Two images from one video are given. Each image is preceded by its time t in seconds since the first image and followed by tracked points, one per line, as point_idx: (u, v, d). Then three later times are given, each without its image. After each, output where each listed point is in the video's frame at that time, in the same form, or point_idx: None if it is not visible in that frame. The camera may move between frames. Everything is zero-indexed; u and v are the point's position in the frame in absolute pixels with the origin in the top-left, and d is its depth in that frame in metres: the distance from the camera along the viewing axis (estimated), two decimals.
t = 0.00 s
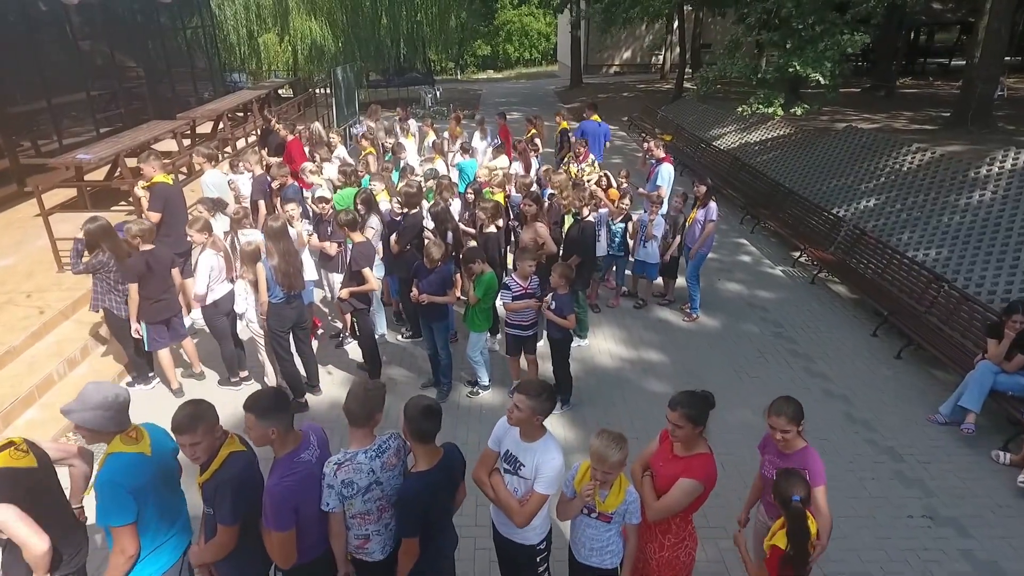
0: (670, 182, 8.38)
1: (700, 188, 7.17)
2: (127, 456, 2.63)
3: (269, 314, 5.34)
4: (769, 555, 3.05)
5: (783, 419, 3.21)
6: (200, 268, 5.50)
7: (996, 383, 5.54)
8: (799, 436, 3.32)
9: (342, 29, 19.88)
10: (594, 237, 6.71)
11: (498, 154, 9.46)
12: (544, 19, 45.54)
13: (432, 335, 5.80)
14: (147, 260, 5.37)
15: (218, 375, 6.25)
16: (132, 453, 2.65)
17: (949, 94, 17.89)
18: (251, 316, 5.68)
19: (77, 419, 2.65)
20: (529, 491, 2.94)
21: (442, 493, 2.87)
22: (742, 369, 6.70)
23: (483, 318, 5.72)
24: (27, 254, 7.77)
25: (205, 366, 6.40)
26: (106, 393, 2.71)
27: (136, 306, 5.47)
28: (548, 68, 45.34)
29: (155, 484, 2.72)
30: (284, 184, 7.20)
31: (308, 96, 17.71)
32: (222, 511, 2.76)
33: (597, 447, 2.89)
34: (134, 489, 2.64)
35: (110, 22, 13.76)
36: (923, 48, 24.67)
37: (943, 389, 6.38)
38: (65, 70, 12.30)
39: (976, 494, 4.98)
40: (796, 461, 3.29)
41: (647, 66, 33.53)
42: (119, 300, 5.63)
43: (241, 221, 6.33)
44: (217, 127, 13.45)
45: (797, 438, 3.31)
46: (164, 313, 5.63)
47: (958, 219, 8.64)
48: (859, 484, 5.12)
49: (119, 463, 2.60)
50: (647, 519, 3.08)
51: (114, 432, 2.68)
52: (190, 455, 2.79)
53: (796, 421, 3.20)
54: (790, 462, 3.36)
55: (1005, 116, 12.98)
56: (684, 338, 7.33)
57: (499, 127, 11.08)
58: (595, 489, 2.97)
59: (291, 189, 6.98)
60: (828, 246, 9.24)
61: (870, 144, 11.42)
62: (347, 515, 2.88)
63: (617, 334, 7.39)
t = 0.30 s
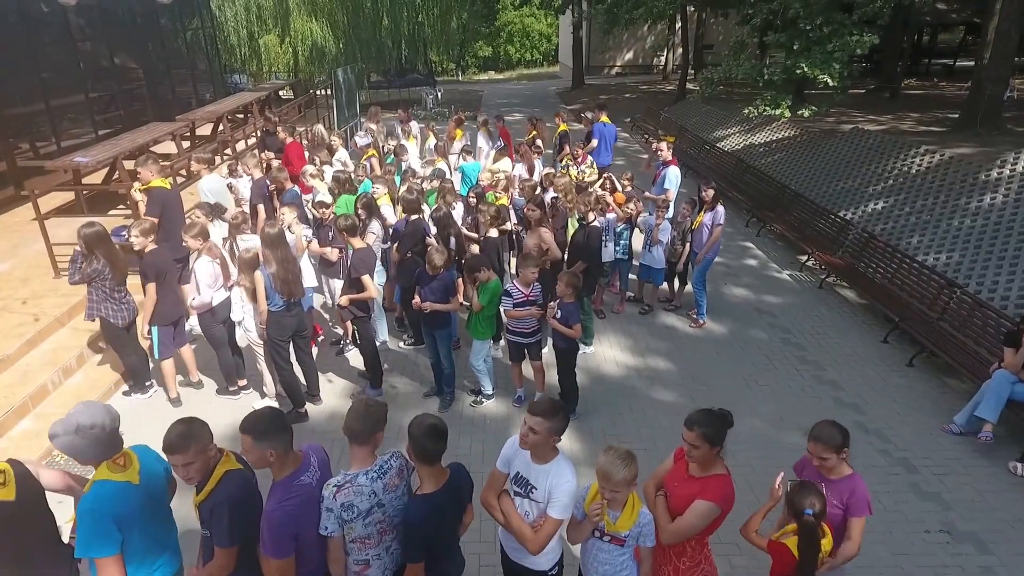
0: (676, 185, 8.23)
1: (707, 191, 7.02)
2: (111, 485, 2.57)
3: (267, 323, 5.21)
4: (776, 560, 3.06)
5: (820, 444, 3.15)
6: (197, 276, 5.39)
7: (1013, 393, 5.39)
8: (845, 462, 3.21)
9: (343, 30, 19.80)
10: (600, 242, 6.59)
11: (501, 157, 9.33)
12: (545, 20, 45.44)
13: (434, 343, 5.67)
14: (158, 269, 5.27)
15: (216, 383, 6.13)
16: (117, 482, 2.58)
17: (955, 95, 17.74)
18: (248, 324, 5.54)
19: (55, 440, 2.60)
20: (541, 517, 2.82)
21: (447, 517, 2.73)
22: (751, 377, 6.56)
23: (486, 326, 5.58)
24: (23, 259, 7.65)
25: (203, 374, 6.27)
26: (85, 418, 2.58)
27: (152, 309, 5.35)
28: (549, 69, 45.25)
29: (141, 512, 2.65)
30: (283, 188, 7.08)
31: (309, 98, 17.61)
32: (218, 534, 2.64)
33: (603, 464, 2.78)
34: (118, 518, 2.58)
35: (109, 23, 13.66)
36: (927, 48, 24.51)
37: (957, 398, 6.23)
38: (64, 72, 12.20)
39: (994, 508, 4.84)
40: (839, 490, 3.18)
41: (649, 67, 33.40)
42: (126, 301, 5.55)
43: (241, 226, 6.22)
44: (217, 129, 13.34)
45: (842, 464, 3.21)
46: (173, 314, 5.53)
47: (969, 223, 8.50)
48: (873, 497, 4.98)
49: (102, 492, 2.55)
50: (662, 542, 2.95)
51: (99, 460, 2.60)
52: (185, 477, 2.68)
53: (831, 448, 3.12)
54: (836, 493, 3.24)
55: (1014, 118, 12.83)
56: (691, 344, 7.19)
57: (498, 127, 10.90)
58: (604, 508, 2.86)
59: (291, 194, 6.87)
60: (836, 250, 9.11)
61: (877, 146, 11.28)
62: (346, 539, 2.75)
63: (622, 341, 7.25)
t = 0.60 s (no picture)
0: (683, 188, 8.09)
1: (714, 195, 6.88)
2: (95, 514, 2.57)
3: (265, 332, 5.09)
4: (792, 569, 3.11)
5: (864, 472, 3.05)
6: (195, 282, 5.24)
7: None
8: (895, 497, 3.09)
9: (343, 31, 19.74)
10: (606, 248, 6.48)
11: (503, 160, 9.20)
12: (546, 21, 45.41)
13: (438, 351, 5.54)
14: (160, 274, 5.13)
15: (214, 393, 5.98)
16: (101, 511, 2.59)
17: (960, 96, 17.61)
18: (247, 333, 5.41)
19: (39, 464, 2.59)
20: (559, 544, 2.74)
21: (454, 544, 2.60)
22: (761, 385, 6.42)
23: (490, 335, 5.45)
24: (17, 265, 7.51)
25: (201, 384, 6.12)
26: (67, 444, 2.56)
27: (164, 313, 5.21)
28: (550, 70, 45.16)
29: (124, 545, 2.62)
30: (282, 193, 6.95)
31: (309, 100, 17.50)
32: (216, 562, 2.53)
33: (617, 485, 2.64)
34: (100, 551, 2.55)
35: (108, 24, 13.53)
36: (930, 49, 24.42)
37: (972, 407, 6.10)
38: (62, 74, 12.10)
39: (1015, 523, 4.69)
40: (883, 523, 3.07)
41: (650, 68, 33.31)
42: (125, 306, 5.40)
43: (239, 231, 6.11)
44: (216, 132, 13.21)
45: (893, 498, 3.09)
46: (178, 318, 5.38)
47: (980, 227, 8.36)
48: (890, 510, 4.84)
49: (87, 522, 2.55)
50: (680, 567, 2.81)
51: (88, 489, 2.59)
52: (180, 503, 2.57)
53: (877, 478, 3.02)
54: (879, 527, 3.13)
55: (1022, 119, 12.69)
56: (699, 352, 7.05)
57: (500, 129, 10.74)
58: (619, 533, 2.72)
59: (291, 199, 6.77)
60: (844, 253, 8.97)
61: (884, 149, 11.16)
62: (349, 568, 2.61)
63: (628, 348, 7.12)
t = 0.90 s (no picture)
0: (689, 192, 7.94)
1: (723, 199, 6.73)
2: (84, 547, 2.52)
3: (263, 342, 4.96)
4: None
5: (902, 491, 3.07)
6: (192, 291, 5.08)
7: None
8: (933, 526, 3.10)
9: (343, 33, 19.64)
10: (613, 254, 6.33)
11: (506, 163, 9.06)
12: (546, 23, 45.33)
13: (441, 362, 5.39)
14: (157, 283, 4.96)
15: (213, 403, 5.83)
16: (89, 545, 2.53)
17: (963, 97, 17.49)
18: (245, 344, 5.27)
19: (29, 487, 2.61)
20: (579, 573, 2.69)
21: None
22: (771, 395, 6.27)
23: (494, 344, 5.30)
24: (10, 273, 7.35)
25: (198, 394, 5.97)
26: (60, 474, 2.59)
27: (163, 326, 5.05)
28: (549, 72, 45.00)
29: None
30: (281, 198, 6.84)
31: (309, 103, 17.34)
32: None
33: (635, 511, 2.50)
34: None
35: (104, 26, 13.36)
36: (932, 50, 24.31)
37: (988, 416, 5.95)
38: (58, 77, 11.96)
39: None
40: (917, 548, 3.06)
41: (650, 70, 33.18)
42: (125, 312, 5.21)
43: (237, 239, 5.99)
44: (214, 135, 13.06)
45: (929, 527, 3.10)
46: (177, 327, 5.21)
47: (990, 230, 8.22)
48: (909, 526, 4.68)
49: (75, 556, 2.50)
50: None
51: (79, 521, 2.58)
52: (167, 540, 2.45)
53: (915, 500, 3.02)
54: (913, 553, 3.13)
55: None
56: (707, 360, 6.91)
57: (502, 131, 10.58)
58: (637, 562, 2.60)
59: (288, 204, 6.63)
60: (852, 257, 8.84)
61: (890, 150, 11.03)
62: None
63: (635, 356, 6.98)
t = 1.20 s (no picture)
0: (695, 197, 7.72)
1: (734, 203, 6.65)
2: None
3: (261, 354, 4.82)
4: None
5: (930, 508, 2.93)
6: (189, 302, 4.93)
7: None
8: (956, 552, 2.94)
9: (341, 35, 19.52)
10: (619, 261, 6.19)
11: (508, 167, 8.91)
12: (545, 25, 45.26)
13: (444, 373, 5.25)
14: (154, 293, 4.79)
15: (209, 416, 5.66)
16: None
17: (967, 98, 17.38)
18: (241, 356, 5.11)
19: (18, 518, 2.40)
20: None
21: None
22: (782, 404, 6.12)
23: (499, 354, 5.15)
24: (2, 282, 7.19)
25: (194, 407, 5.79)
26: (57, 507, 2.40)
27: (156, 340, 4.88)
28: (548, 73, 44.87)
29: None
30: (281, 203, 6.72)
31: (307, 105, 17.19)
32: None
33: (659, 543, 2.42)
34: None
35: (99, 28, 13.21)
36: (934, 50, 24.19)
37: (1005, 426, 5.80)
38: (52, 80, 11.80)
39: None
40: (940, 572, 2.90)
41: (650, 71, 33.06)
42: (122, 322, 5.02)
43: (235, 246, 5.85)
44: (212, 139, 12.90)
45: (954, 553, 2.94)
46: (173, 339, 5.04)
47: (1000, 233, 8.08)
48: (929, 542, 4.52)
49: None
50: None
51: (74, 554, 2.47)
52: None
53: (943, 518, 2.88)
54: None
55: None
56: (715, 368, 6.75)
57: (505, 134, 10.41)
58: None
59: (287, 210, 6.50)
60: (860, 261, 8.70)
61: (896, 152, 10.89)
62: None
63: (641, 364, 6.83)
